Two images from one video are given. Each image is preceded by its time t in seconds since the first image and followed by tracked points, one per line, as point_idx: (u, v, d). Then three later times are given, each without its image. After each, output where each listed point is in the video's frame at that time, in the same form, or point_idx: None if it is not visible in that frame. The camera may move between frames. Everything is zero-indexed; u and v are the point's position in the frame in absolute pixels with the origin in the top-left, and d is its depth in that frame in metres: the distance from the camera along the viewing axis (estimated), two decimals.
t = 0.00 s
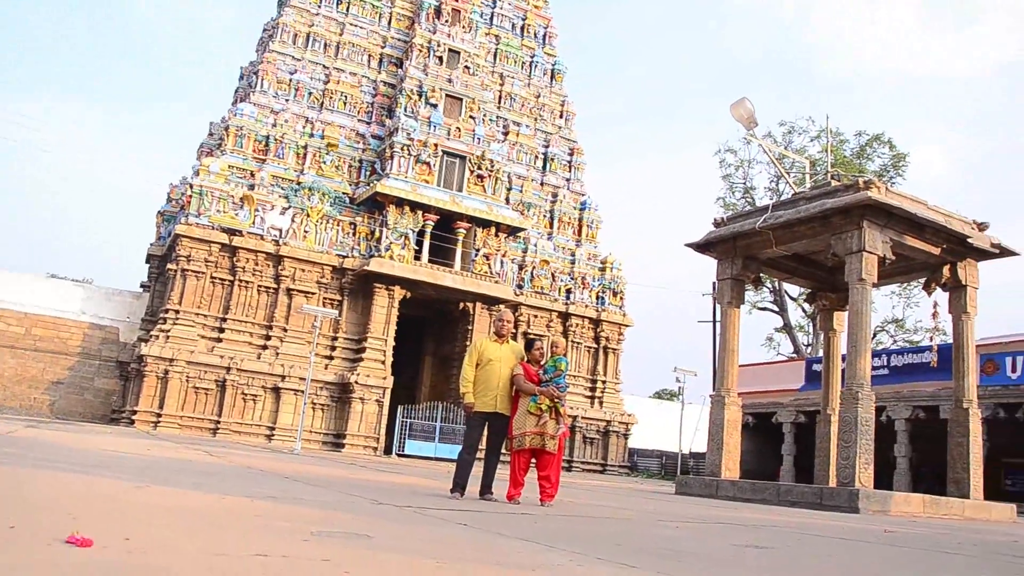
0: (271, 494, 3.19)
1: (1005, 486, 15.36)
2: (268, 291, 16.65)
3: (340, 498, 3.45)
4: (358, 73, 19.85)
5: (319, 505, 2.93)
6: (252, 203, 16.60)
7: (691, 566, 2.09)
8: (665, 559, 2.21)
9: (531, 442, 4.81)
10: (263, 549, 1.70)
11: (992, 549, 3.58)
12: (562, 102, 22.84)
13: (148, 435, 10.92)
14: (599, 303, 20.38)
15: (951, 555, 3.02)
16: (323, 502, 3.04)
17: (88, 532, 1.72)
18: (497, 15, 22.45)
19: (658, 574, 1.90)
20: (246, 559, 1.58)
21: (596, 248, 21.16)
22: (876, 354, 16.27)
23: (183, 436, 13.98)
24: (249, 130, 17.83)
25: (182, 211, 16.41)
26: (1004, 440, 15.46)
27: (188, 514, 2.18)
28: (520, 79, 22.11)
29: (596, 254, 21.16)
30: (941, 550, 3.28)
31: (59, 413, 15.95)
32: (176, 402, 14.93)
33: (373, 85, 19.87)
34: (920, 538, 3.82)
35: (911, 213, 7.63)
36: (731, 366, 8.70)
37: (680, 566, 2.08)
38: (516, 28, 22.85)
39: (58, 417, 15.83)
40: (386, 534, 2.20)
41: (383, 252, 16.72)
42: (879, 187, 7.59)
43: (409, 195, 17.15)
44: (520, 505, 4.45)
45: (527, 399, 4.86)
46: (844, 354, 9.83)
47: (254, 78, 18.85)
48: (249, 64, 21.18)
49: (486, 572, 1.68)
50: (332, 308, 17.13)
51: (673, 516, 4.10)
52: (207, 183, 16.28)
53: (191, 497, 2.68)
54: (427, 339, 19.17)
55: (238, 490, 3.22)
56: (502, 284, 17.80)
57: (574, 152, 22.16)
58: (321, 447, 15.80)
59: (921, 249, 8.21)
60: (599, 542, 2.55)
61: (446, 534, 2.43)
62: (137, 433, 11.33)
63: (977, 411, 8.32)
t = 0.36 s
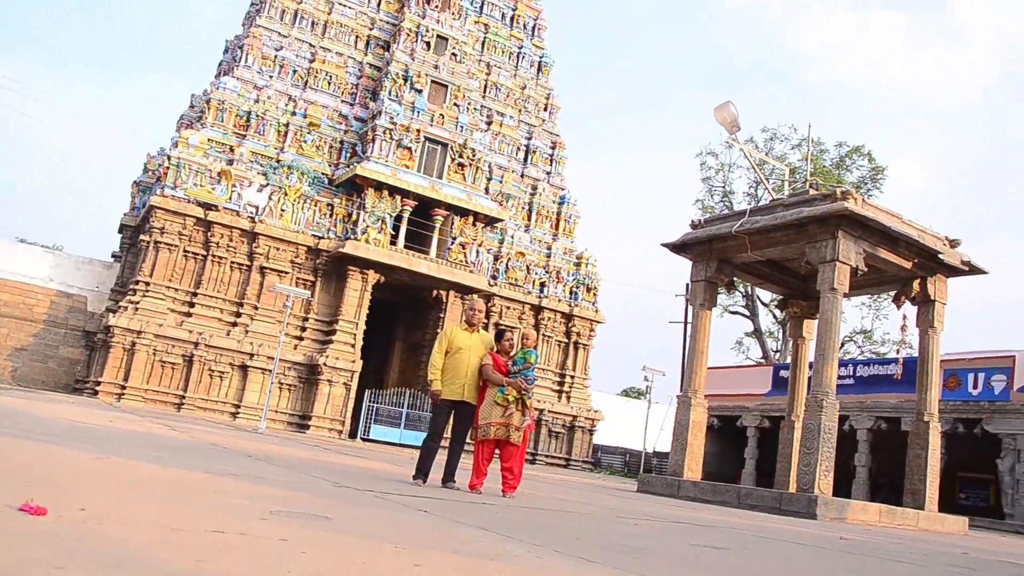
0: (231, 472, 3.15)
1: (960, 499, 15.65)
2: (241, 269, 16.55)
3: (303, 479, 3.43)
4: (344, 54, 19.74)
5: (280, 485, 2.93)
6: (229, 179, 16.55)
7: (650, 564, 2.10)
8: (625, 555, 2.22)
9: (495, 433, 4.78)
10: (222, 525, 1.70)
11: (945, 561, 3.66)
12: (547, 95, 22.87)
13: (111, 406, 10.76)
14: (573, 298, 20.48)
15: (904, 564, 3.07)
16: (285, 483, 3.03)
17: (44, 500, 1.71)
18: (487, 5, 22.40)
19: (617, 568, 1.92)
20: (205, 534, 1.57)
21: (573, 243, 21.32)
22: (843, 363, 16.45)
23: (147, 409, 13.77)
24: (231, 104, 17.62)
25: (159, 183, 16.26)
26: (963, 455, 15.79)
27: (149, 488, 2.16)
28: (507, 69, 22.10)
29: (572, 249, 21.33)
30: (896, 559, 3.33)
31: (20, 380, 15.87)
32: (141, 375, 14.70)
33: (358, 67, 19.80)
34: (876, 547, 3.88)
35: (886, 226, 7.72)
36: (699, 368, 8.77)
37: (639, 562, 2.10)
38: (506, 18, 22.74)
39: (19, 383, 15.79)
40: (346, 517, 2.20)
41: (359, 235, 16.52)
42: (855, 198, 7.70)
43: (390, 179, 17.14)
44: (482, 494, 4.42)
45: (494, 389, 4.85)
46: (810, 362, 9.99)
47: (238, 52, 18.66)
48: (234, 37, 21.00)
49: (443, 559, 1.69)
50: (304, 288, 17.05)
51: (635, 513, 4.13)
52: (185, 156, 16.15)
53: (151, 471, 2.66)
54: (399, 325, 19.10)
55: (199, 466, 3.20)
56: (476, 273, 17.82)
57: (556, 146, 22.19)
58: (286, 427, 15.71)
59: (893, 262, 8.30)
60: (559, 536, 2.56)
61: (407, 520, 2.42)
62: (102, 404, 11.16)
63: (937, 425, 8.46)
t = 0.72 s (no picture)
0: (182, 462, 3.10)
1: (908, 508, 15.93)
2: (202, 257, 16.34)
3: (256, 471, 3.39)
4: (315, 45, 19.62)
5: (233, 477, 2.90)
6: (195, 164, 16.35)
7: (601, 565, 2.12)
8: (575, 556, 2.24)
9: (451, 431, 4.78)
10: (169, 516, 1.68)
11: (888, 568, 3.75)
12: (517, 95, 22.89)
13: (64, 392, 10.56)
14: (535, 298, 20.56)
15: (849, 571, 3.14)
16: (238, 475, 3.00)
17: None
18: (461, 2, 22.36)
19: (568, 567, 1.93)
20: (151, 525, 1.55)
21: (537, 243, 21.43)
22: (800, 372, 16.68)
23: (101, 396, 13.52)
24: (198, 90, 17.40)
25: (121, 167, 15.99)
26: (912, 465, 16.15)
27: (97, 477, 2.13)
28: (479, 67, 22.10)
29: (536, 249, 21.42)
30: (841, 565, 3.41)
31: None
32: (96, 361, 14.44)
33: (329, 58, 19.68)
34: (824, 553, 3.96)
35: (845, 238, 7.85)
36: (658, 373, 8.83)
37: (589, 562, 2.12)
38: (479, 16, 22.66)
39: None
40: (298, 511, 2.18)
41: (323, 227, 16.59)
42: (817, 209, 7.80)
43: (355, 172, 17.00)
44: (436, 492, 4.44)
45: (452, 386, 4.84)
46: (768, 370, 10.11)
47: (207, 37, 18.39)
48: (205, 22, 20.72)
49: (396, 555, 1.69)
50: (265, 279, 16.91)
51: (589, 515, 4.16)
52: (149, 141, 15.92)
53: (101, 460, 2.62)
54: (360, 319, 19.02)
55: (151, 456, 3.16)
56: (439, 270, 17.82)
57: (524, 146, 22.23)
58: (243, 419, 15.56)
59: (851, 273, 8.45)
60: (512, 535, 2.57)
61: (361, 515, 2.42)
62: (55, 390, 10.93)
63: (888, 435, 8.59)
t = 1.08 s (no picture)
0: (126, 448, 3.04)
1: (855, 519, 16.22)
2: (162, 241, 16.11)
3: (204, 459, 3.34)
4: (286, 32, 19.35)
5: (181, 464, 2.86)
6: (157, 147, 16.11)
7: (547, 565, 2.14)
8: (521, 555, 2.24)
9: (407, 426, 4.71)
10: (111, 502, 1.65)
11: None
12: (488, 93, 22.83)
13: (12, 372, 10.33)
14: (497, 297, 20.58)
15: None
16: (186, 463, 2.95)
17: None
18: None
19: (513, 566, 1.94)
20: (89, 510, 1.52)
21: (501, 243, 21.38)
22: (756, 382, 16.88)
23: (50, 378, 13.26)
24: (165, 71, 17.03)
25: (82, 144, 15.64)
26: (859, 476, 16.51)
27: (37, 459, 2.07)
28: (450, 63, 22.04)
29: (500, 248, 21.42)
30: (782, 572, 3.48)
31: None
32: (47, 341, 14.16)
33: (299, 45, 19.47)
34: (767, 560, 4.03)
35: (804, 251, 7.98)
36: (614, 377, 8.90)
37: (534, 562, 2.13)
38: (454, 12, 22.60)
39: None
40: (243, 502, 2.16)
41: (286, 217, 16.51)
42: (779, 221, 7.89)
43: (321, 162, 16.88)
44: (387, 486, 4.41)
45: (408, 381, 4.77)
46: (723, 378, 10.23)
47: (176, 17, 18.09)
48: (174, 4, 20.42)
49: (340, 548, 1.68)
50: (226, 266, 16.73)
51: (539, 515, 4.18)
52: (111, 121, 15.55)
53: (44, 442, 2.56)
54: (320, 309, 18.97)
55: (97, 440, 3.09)
56: (402, 265, 17.84)
57: (493, 144, 22.22)
58: (197, 406, 15.36)
59: (809, 286, 8.58)
60: (460, 532, 2.57)
61: (309, 508, 2.39)
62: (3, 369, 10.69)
63: (839, 447, 8.75)
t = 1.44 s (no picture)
0: (78, 432, 2.98)
1: (807, 527, 16.48)
2: (125, 225, 15.86)
3: (158, 447, 3.29)
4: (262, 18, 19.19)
5: (135, 451, 2.81)
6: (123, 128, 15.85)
7: (500, 564, 2.14)
8: (474, 553, 2.25)
9: (366, 420, 4.71)
10: (59, 487, 1.61)
11: None
12: (462, 90, 22.78)
13: None
14: (462, 294, 20.60)
15: None
16: (139, 450, 2.91)
17: None
18: None
19: (466, 565, 1.94)
20: (38, 496, 1.49)
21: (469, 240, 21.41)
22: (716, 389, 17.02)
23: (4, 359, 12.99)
24: (135, 52, 16.89)
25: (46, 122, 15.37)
26: (813, 485, 16.74)
27: None
28: (426, 59, 21.95)
29: (467, 245, 21.41)
30: None
31: None
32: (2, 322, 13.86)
33: (275, 33, 19.32)
34: (719, 565, 4.08)
35: (769, 261, 8.08)
36: (575, 380, 8.93)
37: (489, 561, 2.14)
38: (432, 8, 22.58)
39: None
40: (197, 491, 2.13)
41: (253, 205, 16.25)
42: (745, 231, 8.00)
43: (291, 151, 16.79)
44: (343, 481, 4.39)
45: (368, 376, 4.77)
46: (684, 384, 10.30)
47: None
48: None
49: (293, 541, 1.67)
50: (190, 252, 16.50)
51: (495, 514, 4.19)
52: (79, 99, 15.40)
53: None
54: (284, 300, 18.82)
55: (49, 424, 3.03)
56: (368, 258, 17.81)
57: (464, 142, 22.21)
58: (154, 393, 15.14)
59: (772, 296, 8.71)
60: (415, 529, 2.56)
61: (263, 499, 2.37)
62: None
63: (794, 456, 8.86)
